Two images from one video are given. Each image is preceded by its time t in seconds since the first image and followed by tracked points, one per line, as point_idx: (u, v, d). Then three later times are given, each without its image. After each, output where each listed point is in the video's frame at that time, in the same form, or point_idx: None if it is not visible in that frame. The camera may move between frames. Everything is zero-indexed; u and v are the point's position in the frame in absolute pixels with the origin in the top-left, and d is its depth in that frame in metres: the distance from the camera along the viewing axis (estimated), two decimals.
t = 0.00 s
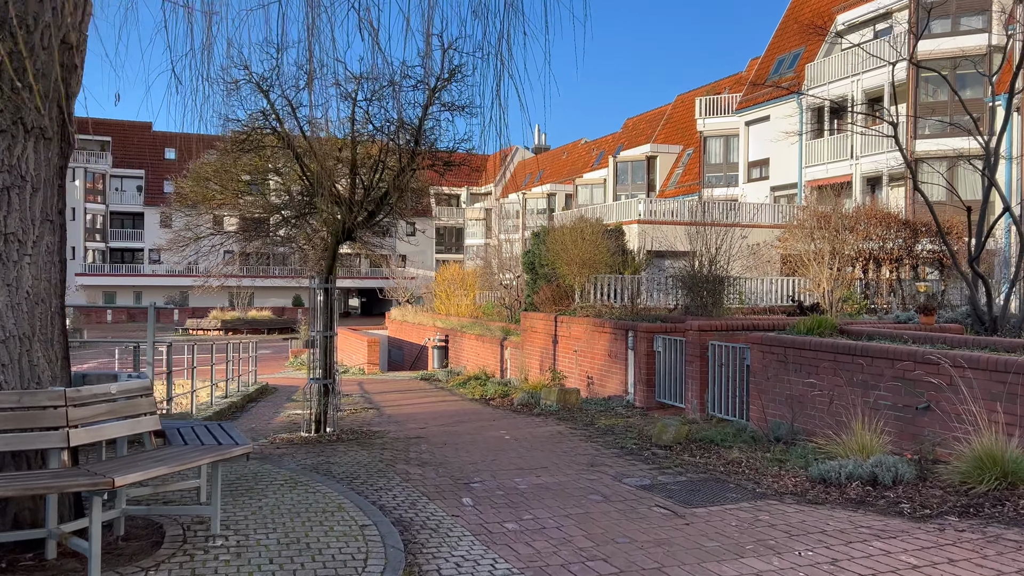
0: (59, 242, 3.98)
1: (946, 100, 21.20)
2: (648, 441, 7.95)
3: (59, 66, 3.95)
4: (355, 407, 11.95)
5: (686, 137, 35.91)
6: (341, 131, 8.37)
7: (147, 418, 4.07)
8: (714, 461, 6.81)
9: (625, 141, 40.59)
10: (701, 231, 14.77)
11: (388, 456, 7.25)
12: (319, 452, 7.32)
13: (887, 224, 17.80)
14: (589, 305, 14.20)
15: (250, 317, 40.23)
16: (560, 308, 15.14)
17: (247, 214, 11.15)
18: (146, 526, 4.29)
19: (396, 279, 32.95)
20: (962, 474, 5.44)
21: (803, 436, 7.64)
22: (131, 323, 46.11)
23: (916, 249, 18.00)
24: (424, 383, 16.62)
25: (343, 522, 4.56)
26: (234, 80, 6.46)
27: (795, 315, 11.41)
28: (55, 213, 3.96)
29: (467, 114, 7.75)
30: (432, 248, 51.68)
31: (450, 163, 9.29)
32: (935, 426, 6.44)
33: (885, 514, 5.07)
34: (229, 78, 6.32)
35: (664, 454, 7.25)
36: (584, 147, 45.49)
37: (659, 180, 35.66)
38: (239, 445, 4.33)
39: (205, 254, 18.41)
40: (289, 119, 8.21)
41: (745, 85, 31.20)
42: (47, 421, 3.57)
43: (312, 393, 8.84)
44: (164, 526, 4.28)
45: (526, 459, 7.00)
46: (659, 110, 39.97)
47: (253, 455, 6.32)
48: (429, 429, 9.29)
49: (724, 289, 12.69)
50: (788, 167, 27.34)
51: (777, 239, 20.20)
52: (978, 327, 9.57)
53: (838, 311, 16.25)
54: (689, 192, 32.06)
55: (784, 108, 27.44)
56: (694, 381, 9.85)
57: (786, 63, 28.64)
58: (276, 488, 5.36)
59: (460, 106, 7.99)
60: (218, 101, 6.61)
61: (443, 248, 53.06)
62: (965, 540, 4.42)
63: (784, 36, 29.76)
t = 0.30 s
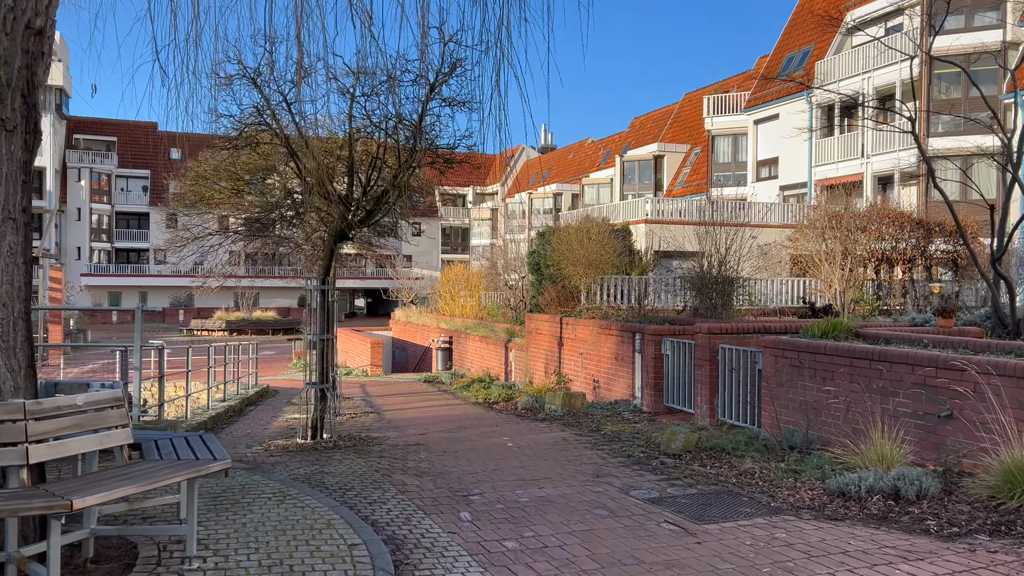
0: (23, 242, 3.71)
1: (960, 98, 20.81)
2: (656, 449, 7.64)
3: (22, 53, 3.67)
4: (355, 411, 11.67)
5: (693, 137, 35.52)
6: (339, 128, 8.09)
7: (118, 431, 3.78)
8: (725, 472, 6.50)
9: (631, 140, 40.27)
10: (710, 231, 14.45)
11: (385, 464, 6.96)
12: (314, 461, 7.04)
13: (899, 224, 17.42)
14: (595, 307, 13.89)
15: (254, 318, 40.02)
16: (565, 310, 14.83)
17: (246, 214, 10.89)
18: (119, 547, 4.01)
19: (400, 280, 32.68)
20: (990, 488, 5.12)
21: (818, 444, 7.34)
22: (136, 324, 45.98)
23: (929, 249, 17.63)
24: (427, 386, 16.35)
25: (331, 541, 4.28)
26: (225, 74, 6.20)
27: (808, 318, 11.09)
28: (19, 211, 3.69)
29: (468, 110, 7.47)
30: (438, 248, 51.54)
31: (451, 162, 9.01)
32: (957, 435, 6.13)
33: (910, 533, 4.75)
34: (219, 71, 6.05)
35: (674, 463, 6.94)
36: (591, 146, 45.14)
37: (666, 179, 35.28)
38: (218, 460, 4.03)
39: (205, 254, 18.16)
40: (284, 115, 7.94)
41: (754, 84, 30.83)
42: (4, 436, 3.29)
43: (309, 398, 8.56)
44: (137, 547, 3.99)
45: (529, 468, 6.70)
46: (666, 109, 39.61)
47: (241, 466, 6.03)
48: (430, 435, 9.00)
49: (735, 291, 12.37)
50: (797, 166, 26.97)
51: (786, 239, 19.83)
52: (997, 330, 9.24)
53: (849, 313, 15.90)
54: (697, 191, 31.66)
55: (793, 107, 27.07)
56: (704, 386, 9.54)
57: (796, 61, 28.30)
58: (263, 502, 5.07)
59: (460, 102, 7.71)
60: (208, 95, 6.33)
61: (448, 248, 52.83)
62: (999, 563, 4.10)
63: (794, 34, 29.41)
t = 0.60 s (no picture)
0: None
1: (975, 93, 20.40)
2: (668, 453, 7.32)
3: None
4: (358, 412, 11.39)
5: (703, 135, 35.13)
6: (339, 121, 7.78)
7: (86, 437, 3.50)
8: (741, 478, 6.18)
9: (640, 138, 39.93)
10: (722, 228, 14.10)
11: (384, 468, 6.67)
12: (311, 465, 6.75)
13: (915, 221, 17.02)
14: (603, 306, 13.58)
15: (261, 317, 39.82)
16: (573, 309, 14.51)
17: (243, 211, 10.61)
18: (91, 561, 3.72)
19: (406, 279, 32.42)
20: None
21: (838, 448, 7.02)
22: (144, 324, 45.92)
23: (945, 247, 17.25)
24: (432, 386, 16.06)
25: (320, 554, 3.97)
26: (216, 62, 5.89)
27: (823, 317, 10.76)
28: None
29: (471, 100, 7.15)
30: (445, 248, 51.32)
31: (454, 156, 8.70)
32: (987, 438, 5.78)
33: (943, 545, 4.42)
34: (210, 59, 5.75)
35: (686, 468, 6.62)
36: (599, 145, 44.80)
37: (674, 178, 34.90)
38: (196, 466, 3.72)
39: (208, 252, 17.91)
40: (278, 107, 7.60)
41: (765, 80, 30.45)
42: None
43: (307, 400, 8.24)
44: (110, 561, 3.70)
45: (535, 473, 6.39)
46: (675, 107, 39.24)
47: (232, 471, 5.74)
48: (433, 438, 8.71)
49: (747, 289, 12.03)
50: (809, 164, 26.60)
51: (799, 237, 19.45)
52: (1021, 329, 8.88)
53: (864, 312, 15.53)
54: (706, 189, 31.28)
55: (805, 103, 26.69)
56: (717, 388, 9.21)
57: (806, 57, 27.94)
58: (252, 510, 4.77)
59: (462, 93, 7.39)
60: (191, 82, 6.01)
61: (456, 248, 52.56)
62: None
63: (804, 29, 29.02)
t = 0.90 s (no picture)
0: None
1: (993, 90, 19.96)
2: (682, 463, 6.99)
3: None
4: (361, 417, 11.10)
5: (713, 134, 34.76)
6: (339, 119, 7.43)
7: (49, 454, 3.20)
8: (760, 491, 5.84)
9: (649, 138, 39.57)
10: (735, 227, 13.74)
11: (384, 480, 6.37)
12: (307, 476, 6.45)
13: (933, 220, 16.60)
14: (613, 307, 13.26)
15: (268, 318, 39.64)
16: (582, 311, 14.19)
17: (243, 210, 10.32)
18: None
19: (413, 280, 32.18)
20: None
21: (861, 460, 6.68)
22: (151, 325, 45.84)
23: (963, 248, 16.82)
24: (437, 389, 15.76)
25: None
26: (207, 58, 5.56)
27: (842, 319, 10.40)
28: None
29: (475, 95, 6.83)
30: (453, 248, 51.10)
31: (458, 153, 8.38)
32: (1023, 451, 5.43)
33: (982, 571, 4.09)
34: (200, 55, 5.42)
35: (701, 481, 6.30)
36: (608, 144, 44.45)
37: (684, 177, 34.49)
38: (173, 485, 3.42)
39: (211, 253, 17.66)
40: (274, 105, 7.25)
41: (776, 78, 30.06)
42: None
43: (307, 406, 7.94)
44: None
45: (542, 486, 6.08)
46: (684, 106, 38.85)
47: (222, 486, 5.43)
48: (437, 445, 8.40)
49: (762, 291, 11.69)
50: (821, 163, 26.21)
51: (813, 238, 19.06)
52: None
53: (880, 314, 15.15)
54: (717, 189, 30.87)
55: (818, 101, 26.29)
56: (732, 394, 8.88)
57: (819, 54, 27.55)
58: (239, 528, 4.46)
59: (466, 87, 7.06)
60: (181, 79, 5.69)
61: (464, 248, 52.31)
62: None
63: (816, 26, 28.59)
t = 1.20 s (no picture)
0: None
1: (1010, 84, 19.51)
2: (691, 468, 6.68)
3: None
4: (361, 419, 10.83)
5: (722, 132, 34.40)
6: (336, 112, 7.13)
7: None
8: (774, 499, 5.53)
9: (658, 136, 39.21)
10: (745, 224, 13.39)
11: (378, 485, 6.09)
12: (299, 482, 6.18)
13: (950, 218, 16.18)
14: (620, 307, 12.94)
15: (275, 318, 39.49)
16: (588, 310, 13.88)
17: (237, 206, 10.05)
18: None
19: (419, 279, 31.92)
20: None
21: (881, 465, 6.36)
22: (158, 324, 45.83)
23: (979, 246, 16.40)
24: (442, 390, 15.47)
25: None
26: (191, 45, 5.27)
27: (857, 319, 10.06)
28: None
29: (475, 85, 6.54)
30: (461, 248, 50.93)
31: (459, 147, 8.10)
32: None
33: None
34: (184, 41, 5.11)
35: (712, 488, 5.99)
36: (616, 143, 44.13)
37: (693, 176, 34.10)
38: (133, 496, 3.13)
39: (213, 251, 17.46)
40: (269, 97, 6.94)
41: (787, 75, 29.68)
42: None
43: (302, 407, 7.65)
44: None
45: (544, 493, 5.79)
46: (693, 104, 38.47)
47: (204, 493, 5.15)
48: (437, 448, 8.12)
49: (773, 289, 11.35)
50: (833, 161, 25.81)
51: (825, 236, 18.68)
52: None
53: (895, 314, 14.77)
54: (726, 187, 30.48)
55: (829, 98, 25.89)
56: (743, 395, 8.56)
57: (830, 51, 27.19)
58: (218, 540, 4.18)
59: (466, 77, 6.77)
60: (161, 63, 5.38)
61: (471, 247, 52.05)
62: None
63: (827, 22, 28.18)
